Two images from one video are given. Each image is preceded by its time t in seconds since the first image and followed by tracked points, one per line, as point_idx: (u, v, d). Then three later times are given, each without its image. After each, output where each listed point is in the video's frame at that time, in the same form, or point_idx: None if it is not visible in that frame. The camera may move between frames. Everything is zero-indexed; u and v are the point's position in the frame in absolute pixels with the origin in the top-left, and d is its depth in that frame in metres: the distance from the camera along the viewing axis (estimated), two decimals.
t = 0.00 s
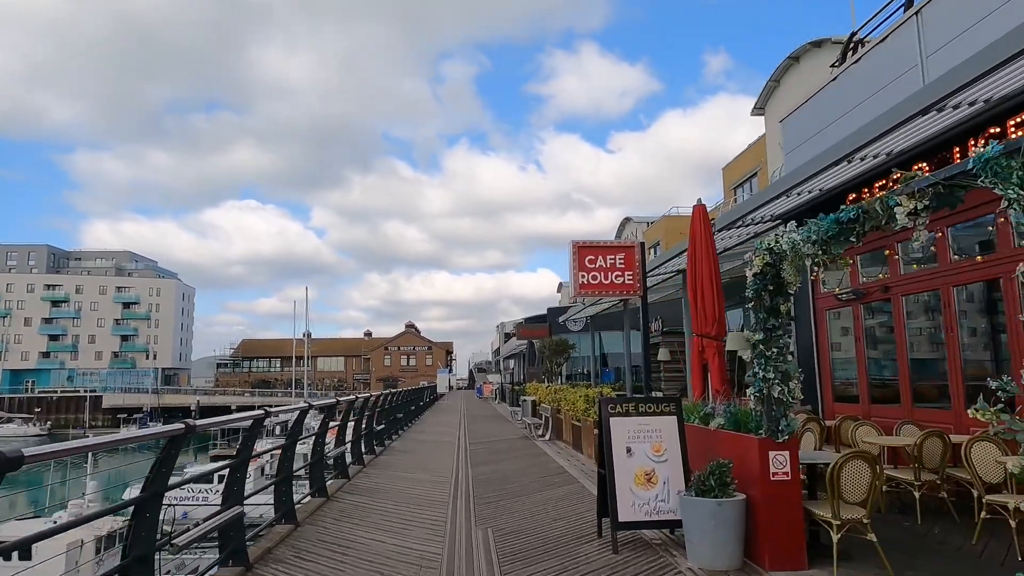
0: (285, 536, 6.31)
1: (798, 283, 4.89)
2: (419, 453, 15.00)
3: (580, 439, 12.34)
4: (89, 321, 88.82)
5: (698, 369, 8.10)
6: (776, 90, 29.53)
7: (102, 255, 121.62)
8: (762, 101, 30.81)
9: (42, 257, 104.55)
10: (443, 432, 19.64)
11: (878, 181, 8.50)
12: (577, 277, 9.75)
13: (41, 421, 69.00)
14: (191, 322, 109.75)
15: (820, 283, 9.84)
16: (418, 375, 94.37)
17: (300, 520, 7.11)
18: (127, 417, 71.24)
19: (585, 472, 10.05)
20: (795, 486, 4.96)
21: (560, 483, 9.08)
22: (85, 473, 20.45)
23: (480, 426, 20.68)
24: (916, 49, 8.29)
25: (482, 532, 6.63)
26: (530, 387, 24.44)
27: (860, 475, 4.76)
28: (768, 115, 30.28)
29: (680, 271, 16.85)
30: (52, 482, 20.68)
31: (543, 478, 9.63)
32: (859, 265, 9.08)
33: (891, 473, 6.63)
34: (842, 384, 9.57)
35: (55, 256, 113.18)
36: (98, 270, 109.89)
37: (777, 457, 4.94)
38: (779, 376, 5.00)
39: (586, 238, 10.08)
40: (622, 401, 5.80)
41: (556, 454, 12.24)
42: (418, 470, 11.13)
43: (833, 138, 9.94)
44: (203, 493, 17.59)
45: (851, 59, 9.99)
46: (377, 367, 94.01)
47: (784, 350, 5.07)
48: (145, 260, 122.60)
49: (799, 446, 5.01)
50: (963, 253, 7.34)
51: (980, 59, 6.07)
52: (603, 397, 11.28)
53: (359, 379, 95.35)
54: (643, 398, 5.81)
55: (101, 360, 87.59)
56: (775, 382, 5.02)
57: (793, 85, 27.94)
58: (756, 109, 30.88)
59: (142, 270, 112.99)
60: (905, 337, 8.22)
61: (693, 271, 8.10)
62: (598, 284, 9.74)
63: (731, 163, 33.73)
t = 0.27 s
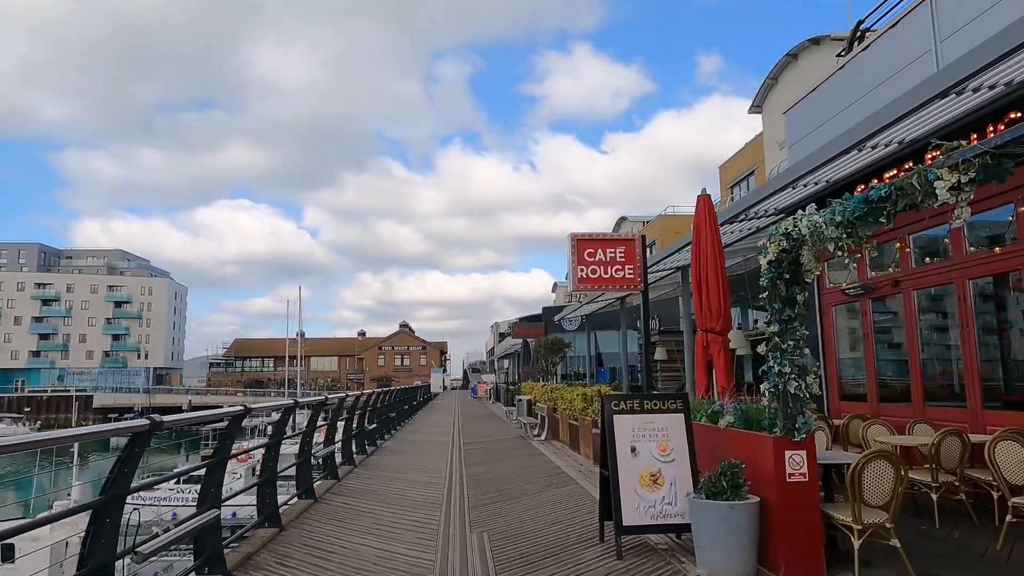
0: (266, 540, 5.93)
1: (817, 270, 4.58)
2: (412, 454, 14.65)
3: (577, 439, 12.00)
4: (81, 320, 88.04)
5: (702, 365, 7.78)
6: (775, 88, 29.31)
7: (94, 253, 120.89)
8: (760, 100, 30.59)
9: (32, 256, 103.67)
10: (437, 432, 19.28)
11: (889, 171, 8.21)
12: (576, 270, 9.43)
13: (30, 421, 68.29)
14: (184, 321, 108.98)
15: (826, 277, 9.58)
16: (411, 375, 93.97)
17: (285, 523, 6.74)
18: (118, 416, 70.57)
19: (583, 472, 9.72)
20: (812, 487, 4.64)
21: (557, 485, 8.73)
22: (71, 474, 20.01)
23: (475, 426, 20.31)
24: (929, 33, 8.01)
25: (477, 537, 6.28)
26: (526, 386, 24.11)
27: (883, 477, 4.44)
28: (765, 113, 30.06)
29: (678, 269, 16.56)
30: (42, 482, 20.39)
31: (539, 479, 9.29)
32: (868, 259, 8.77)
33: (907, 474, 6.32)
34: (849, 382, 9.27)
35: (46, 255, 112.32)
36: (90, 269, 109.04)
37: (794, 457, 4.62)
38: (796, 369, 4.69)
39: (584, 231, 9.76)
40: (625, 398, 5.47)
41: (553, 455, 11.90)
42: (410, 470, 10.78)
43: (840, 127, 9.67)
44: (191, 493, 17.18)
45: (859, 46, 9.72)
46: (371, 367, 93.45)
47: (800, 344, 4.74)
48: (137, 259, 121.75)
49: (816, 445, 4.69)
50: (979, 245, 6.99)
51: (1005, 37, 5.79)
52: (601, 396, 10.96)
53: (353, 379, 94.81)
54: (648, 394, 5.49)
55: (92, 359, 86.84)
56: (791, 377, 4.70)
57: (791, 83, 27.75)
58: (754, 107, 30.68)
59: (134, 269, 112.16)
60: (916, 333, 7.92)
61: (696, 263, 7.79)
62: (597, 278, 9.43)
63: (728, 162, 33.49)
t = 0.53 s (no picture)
0: (243, 557, 5.56)
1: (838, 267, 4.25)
2: (405, 457, 14.28)
3: (574, 443, 11.65)
4: (72, 319, 87.27)
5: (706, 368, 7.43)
6: (773, 85, 29.01)
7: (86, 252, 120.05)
8: (758, 97, 30.27)
9: (24, 254, 102.80)
10: (430, 433, 18.91)
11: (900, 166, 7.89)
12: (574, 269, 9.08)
13: (21, 421, 67.56)
14: (177, 321, 108.22)
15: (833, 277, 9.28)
16: (406, 375, 93.52)
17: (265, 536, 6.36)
18: (109, 416, 69.92)
19: (581, 479, 9.38)
20: (831, 503, 4.30)
21: (554, 493, 8.38)
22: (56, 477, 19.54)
23: (469, 427, 19.96)
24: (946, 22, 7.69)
25: (471, 552, 5.92)
26: (521, 387, 23.78)
27: (908, 493, 4.09)
28: (764, 111, 29.78)
29: (677, 267, 16.22)
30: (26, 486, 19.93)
31: (535, 486, 8.93)
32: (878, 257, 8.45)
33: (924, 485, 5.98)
34: (857, 385, 8.95)
35: (38, 253, 111.43)
36: (82, 267, 108.16)
37: (811, 471, 4.29)
38: (813, 375, 4.35)
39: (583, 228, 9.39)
40: (628, 405, 5.12)
41: (549, 459, 11.55)
42: (402, 476, 10.41)
43: (849, 121, 9.34)
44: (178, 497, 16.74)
45: (869, 38, 9.40)
46: (366, 367, 92.91)
47: (819, 347, 4.39)
48: (129, 258, 120.88)
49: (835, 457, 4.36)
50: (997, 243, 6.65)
51: None
52: (600, 398, 10.61)
53: (347, 378, 94.29)
54: (652, 401, 5.14)
55: (84, 358, 86.10)
56: (809, 384, 4.36)
57: (790, 80, 27.45)
58: (752, 105, 30.38)
59: (126, 268, 111.35)
60: (929, 334, 7.60)
61: (700, 262, 7.44)
62: (596, 277, 9.09)
63: (726, 160, 33.17)
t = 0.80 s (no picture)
0: (218, 561, 5.20)
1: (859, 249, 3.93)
2: (397, 455, 13.94)
3: (571, 441, 11.34)
4: (64, 315, 86.53)
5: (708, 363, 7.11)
6: (771, 80, 28.74)
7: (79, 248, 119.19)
8: (757, 92, 29.98)
9: (15, 250, 101.91)
10: (424, 430, 18.57)
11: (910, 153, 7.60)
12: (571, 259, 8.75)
13: (11, 417, 66.90)
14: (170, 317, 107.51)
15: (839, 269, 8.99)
16: (401, 372, 93.12)
17: (244, 539, 6.01)
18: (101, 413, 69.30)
19: (579, 478, 9.06)
20: (849, 506, 3.98)
21: (550, 492, 8.06)
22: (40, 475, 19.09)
23: (463, 425, 19.62)
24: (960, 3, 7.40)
25: (462, 556, 5.58)
26: (516, 383, 23.45)
27: (934, 495, 3.77)
28: (762, 106, 29.52)
29: (676, 262, 15.90)
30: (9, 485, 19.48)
31: (530, 485, 8.58)
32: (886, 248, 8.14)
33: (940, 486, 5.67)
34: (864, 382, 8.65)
35: (29, 249, 110.52)
36: (74, 263, 107.35)
37: (828, 470, 3.97)
38: (831, 366, 4.02)
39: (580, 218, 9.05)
40: (630, 401, 4.80)
41: (546, 457, 11.23)
42: (393, 475, 10.07)
43: (856, 108, 9.05)
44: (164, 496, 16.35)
45: (876, 22, 9.10)
46: (360, 364, 92.44)
47: (837, 337, 4.05)
48: (122, 254, 120.01)
49: (854, 456, 4.04)
50: (1016, 231, 6.33)
51: None
52: (598, 395, 10.31)
53: (342, 375, 93.85)
54: (655, 396, 4.82)
55: (76, 355, 85.40)
56: (825, 377, 4.02)
57: (788, 75, 27.19)
58: (750, 100, 30.12)
59: (119, 264, 110.54)
60: (940, 328, 7.30)
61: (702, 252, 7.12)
62: (593, 269, 8.76)
63: (724, 155, 32.88)
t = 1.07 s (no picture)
0: None
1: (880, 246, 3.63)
2: (387, 456, 13.61)
3: (566, 442, 11.04)
4: (54, 312, 85.64)
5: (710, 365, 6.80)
6: (768, 75, 28.44)
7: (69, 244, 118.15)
8: (753, 87, 29.71)
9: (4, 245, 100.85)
10: (416, 430, 18.24)
11: (920, 146, 7.32)
12: (567, 256, 8.42)
13: None
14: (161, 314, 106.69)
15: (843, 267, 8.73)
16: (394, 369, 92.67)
17: (221, 553, 5.67)
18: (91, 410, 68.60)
19: (575, 482, 8.76)
20: (871, 524, 3.68)
21: (546, 499, 7.75)
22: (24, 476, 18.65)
23: (457, 424, 19.29)
24: None
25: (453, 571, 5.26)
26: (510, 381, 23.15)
27: (964, 513, 3.47)
28: (758, 101, 29.22)
29: (673, 259, 15.61)
30: None
31: (524, 491, 8.26)
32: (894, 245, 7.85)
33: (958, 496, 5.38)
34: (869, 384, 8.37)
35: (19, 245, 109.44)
36: (64, 259, 106.37)
37: (847, 486, 3.66)
38: (851, 373, 3.70)
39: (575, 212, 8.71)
40: (631, 408, 4.49)
41: (540, 459, 10.93)
42: (383, 479, 9.73)
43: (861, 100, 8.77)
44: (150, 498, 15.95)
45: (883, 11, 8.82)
46: (353, 361, 91.90)
47: (857, 341, 3.74)
48: (113, 250, 119.03)
49: (875, 470, 3.73)
50: None
51: None
52: (594, 396, 10.01)
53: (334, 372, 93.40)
54: (658, 403, 4.51)
55: (66, 352, 84.57)
56: (845, 384, 3.71)
57: (786, 70, 26.89)
58: (746, 95, 29.82)
59: (109, 259, 109.58)
60: (950, 328, 7.01)
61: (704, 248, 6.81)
62: (590, 266, 8.43)
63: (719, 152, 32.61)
